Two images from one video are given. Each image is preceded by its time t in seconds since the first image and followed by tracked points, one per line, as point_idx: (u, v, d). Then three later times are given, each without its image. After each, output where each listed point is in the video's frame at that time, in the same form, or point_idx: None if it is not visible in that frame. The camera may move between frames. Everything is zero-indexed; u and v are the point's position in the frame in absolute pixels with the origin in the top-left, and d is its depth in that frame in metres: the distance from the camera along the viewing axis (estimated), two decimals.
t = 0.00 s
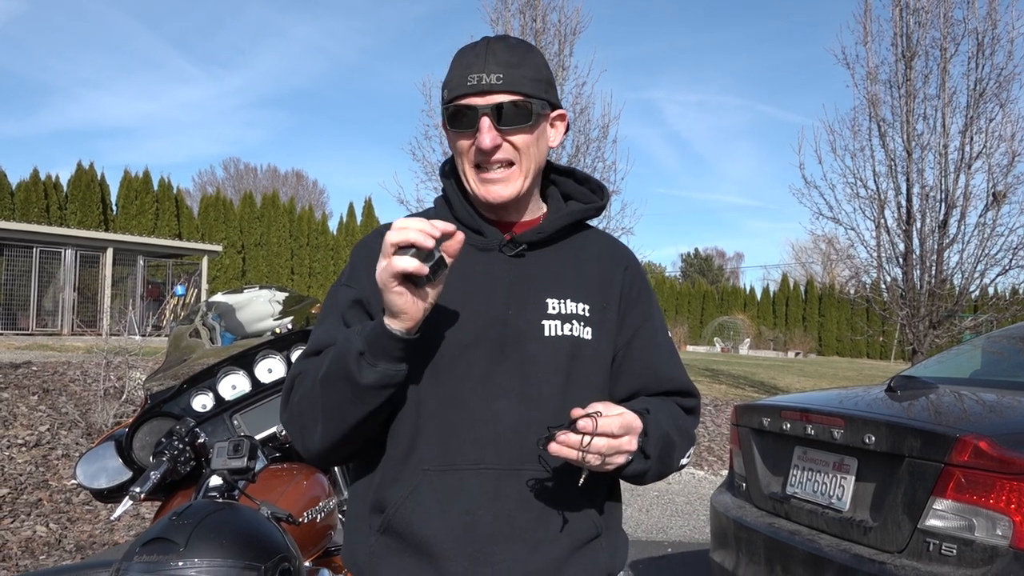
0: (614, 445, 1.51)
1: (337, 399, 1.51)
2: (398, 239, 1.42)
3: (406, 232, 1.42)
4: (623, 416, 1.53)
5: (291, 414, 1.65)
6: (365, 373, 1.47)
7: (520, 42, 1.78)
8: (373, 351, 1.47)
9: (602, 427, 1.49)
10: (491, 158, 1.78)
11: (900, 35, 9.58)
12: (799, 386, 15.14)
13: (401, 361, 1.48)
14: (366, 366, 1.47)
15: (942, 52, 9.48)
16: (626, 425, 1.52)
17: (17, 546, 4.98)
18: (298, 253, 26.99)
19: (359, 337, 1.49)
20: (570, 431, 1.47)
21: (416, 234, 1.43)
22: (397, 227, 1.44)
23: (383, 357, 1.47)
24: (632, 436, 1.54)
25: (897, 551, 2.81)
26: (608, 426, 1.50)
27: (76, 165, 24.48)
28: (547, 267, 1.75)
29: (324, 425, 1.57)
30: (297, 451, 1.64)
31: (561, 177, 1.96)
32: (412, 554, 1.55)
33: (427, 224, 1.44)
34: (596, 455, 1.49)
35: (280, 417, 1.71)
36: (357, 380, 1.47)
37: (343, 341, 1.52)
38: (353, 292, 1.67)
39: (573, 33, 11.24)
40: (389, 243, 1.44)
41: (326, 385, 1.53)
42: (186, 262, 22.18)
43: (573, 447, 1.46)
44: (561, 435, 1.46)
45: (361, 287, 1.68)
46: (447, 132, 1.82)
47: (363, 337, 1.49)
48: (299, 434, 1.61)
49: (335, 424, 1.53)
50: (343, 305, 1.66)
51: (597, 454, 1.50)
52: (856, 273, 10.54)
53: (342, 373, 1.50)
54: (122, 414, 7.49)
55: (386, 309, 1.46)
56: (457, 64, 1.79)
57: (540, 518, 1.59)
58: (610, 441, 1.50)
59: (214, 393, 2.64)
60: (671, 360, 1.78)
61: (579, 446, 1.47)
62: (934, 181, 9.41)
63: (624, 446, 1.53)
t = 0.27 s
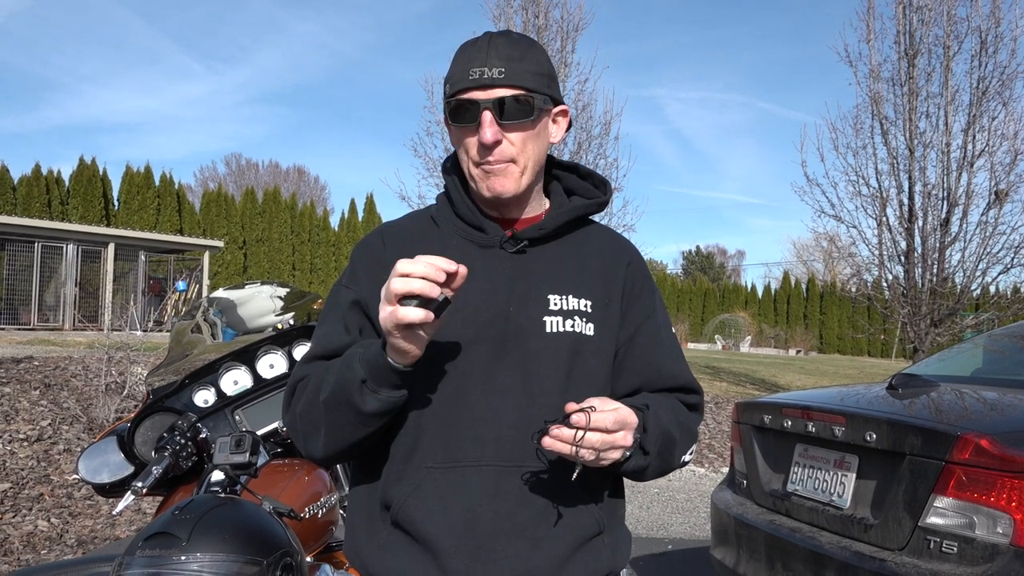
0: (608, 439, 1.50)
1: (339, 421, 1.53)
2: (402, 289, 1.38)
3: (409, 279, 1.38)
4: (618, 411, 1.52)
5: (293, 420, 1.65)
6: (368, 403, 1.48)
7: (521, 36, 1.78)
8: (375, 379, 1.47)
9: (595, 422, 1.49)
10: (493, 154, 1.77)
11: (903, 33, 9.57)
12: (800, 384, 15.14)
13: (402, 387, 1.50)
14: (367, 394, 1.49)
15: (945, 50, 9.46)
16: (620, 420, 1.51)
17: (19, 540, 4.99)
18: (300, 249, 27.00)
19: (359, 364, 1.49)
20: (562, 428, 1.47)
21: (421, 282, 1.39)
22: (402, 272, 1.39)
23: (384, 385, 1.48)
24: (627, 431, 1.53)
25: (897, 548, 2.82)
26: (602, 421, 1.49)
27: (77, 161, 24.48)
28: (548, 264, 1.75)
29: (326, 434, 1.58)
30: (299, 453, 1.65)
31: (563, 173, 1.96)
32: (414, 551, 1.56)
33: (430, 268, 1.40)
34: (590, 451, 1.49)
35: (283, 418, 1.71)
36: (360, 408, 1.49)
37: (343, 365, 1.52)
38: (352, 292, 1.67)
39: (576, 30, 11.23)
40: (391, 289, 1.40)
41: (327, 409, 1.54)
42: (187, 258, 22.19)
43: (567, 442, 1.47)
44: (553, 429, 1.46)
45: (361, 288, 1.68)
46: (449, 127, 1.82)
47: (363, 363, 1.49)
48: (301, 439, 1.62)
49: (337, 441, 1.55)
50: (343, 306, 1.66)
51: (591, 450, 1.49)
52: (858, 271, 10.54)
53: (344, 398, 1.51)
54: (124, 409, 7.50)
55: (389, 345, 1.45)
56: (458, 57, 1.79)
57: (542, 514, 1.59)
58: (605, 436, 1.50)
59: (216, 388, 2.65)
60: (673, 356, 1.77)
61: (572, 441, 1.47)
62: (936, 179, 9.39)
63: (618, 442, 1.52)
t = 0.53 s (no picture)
0: (609, 439, 1.50)
1: (340, 421, 1.53)
2: (402, 288, 1.38)
3: (410, 280, 1.38)
4: (619, 410, 1.52)
5: (294, 421, 1.65)
6: (368, 402, 1.49)
7: (518, 34, 1.78)
8: (375, 379, 1.48)
9: (596, 421, 1.49)
10: (491, 154, 1.78)
11: (903, 30, 9.56)
12: (801, 381, 15.14)
13: (402, 387, 1.50)
14: (368, 394, 1.49)
15: (946, 47, 9.45)
16: (621, 419, 1.51)
17: (21, 541, 5.00)
18: (301, 249, 27.01)
19: (359, 364, 1.49)
20: (563, 427, 1.47)
21: (421, 281, 1.39)
22: (401, 272, 1.39)
23: (384, 385, 1.48)
24: (628, 430, 1.53)
25: (899, 546, 2.82)
26: (603, 421, 1.49)
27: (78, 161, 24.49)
28: (549, 262, 1.75)
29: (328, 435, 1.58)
30: (300, 453, 1.65)
31: (563, 171, 1.96)
32: (416, 550, 1.56)
33: (430, 267, 1.40)
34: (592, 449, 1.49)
35: (283, 418, 1.72)
36: (360, 407, 1.49)
37: (343, 365, 1.52)
38: (353, 292, 1.68)
39: (575, 28, 11.22)
40: (391, 289, 1.40)
41: (328, 408, 1.54)
42: (188, 258, 22.20)
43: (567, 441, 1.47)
44: (553, 429, 1.47)
45: (361, 288, 1.68)
46: (448, 127, 1.82)
47: (363, 362, 1.49)
48: (302, 439, 1.63)
49: (338, 441, 1.55)
50: (343, 306, 1.66)
51: (592, 450, 1.49)
52: (859, 269, 10.53)
53: (345, 399, 1.51)
54: (125, 409, 7.50)
55: (390, 346, 1.45)
56: (456, 56, 1.79)
57: (543, 514, 1.59)
58: (605, 435, 1.50)
59: (217, 388, 2.66)
60: (673, 355, 1.77)
61: (573, 440, 1.47)
62: (936, 176, 9.39)
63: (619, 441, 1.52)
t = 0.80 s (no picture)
0: (610, 435, 1.51)
1: (340, 416, 1.53)
2: (403, 282, 1.38)
3: (413, 275, 1.38)
4: (619, 406, 1.52)
5: (293, 417, 1.65)
6: (368, 398, 1.48)
7: (519, 29, 1.78)
8: (376, 374, 1.48)
9: (597, 417, 1.49)
10: (492, 149, 1.77)
11: (903, 27, 9.55)
12: (801, 378, 15.15)
13: (402, 382, 1.50)
14: (368, 389, 1.49)
15: (945, 44, 9.44)
16: (622, 415, 1.52)
17: (21, 538, 5.00)
18: (300, 246, 27.00)
19: (360, 360, 1.49)
20: (564, 424, 1.47)
21: (423, 275, 1.39)
22: (403, 266, 1.40)
23: (385, 380, 1.48)
24: (628, 426, 1.54)
25: (898, 542, 2.82)
26: (604, 417, 1.49)
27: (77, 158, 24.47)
28: (548, 258, 1.75)
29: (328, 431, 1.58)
30: (300, 449, 1.65)
31: (563, 167, 1.96)
32: (415, 547, 1.56)
33: (432, 262, 1.40)
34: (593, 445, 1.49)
35: (282, 414, 1.72)
36: (361, 403, 1.49)
37: (343, 360, 1.52)
38: (353, 288, 1.68)
39: (575, 25, 11.21)
40: (393, 283, 1.40)
41: (329, 403, 1.54)
42: (187, 255, 22.20)
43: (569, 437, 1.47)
44: (555, 425, 1.47)
45: (361, 284, 1.68)
46: (448, 122, 1.82)
47: (364, 358, 1.49)
48: (301, 435, 1.63)
49: (339, 437, 1.55)
50: (343, 303, 1.66)
51: (594, 446, 1.50)
52: (859, 265, 10.53)
53: (345, 395, 1.51)
54: (125, 407, 7.50)
55: (391, 341, 1.45)
56: (456, 51, 1.79)
57: (543, 510, 1.59)
58: (606, 431, 1.50)
59: (216, 384, 2.64)
60: (672, 352, 1.77)
61: (574, 436, 1.47)
62: (936, 173, 9.39)
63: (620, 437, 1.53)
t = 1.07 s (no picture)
0: (611, 429, 1.51)
1: (340, 412, 1.53)
2: (404, 276, 1.38)
3: (414, 269, 1.38)
4: (620, 400, 1.52)
5: (294, 413, 1.65)
6: (369, 392, 1.48)
7: (518, 23, 1.78)
8: (376, 369, 1.48)
9: (599, 411, 1.49)
10: (491, 143, 1.77)
11: (900, 19, 9.54)
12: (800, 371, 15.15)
13: (402, 377, 1.50)
14: (369, 384, 1.49)
15: (943, 36, 9.44)
16: (623, 409, 1.52)
17: (22, 536, 5.01)
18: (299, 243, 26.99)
19: (360, 355, 1.49)
20: (565, 418, 1.47)
21: (423, 268, 1.39)
22: (404, 260, 1.39)
23: (385, 375, 1.48)
24: (629, 420, 1.54)
25: (898, 534, 2.82)
26: (605, 411, 1.50)
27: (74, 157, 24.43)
28: (547, 253, 1.75)
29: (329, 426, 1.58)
30: (300, 446, 1.65)
31: (562, 162, 1.96)
32: (416, 542, 1.56)
33: (432, 256, 1.40)
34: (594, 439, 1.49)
35: (282, 411, 1.72)
36: (361, 398, 1.49)
37: (343, 356, 1.52)
38: (352, 283, 1.67)
39: (572, 19, 11.20)
40: (394, 278, 1.40)
41: (329, 399, 1.54)
42: (186, 253, 22.18)
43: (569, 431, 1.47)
44: (555, 419, 1.47)
45: (360, 280, 1.68)
46: (447, 117, 1.81)
47: (364, 353, 1.49)
48: (302, 431, 1.63)
49: (339, 433, 1.55)
50: (342, 298, 1.66)
51: (595, 440, 1.50)
52: (857, 258, 10.54)
53: (345, 390, 1.51)
54: (125, 405, 7.50)
55: (391, 335, 1.45)
56: (455, 45, 1.78)
57: (543, 505, 1.59)
58: (606, 425, 1.50)
59: (216, 381, 2.65)
60: (672, 346, 1.77)
61: (576, 430, 1.47)
62: (934, 165, 9.39)
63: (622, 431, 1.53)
